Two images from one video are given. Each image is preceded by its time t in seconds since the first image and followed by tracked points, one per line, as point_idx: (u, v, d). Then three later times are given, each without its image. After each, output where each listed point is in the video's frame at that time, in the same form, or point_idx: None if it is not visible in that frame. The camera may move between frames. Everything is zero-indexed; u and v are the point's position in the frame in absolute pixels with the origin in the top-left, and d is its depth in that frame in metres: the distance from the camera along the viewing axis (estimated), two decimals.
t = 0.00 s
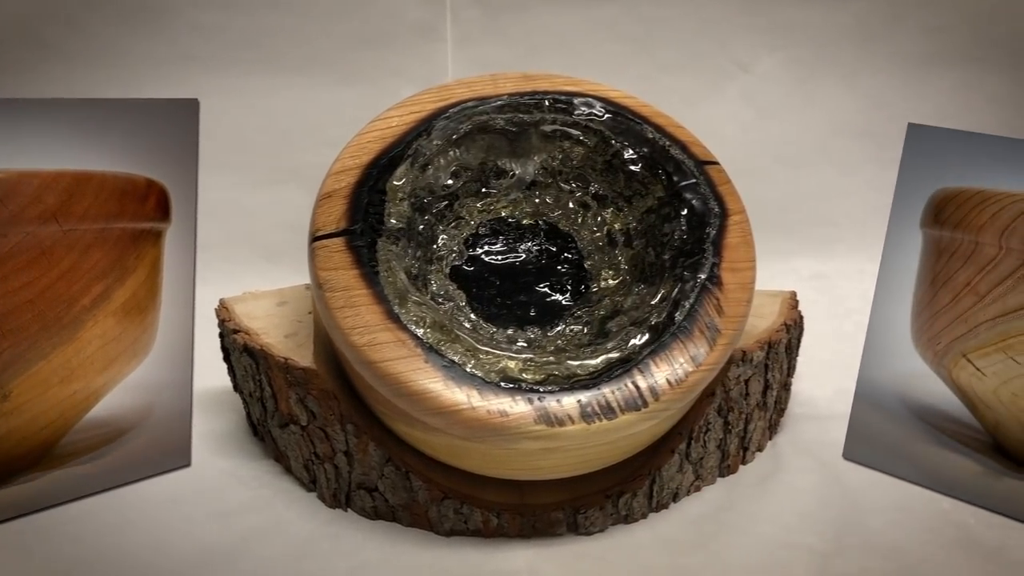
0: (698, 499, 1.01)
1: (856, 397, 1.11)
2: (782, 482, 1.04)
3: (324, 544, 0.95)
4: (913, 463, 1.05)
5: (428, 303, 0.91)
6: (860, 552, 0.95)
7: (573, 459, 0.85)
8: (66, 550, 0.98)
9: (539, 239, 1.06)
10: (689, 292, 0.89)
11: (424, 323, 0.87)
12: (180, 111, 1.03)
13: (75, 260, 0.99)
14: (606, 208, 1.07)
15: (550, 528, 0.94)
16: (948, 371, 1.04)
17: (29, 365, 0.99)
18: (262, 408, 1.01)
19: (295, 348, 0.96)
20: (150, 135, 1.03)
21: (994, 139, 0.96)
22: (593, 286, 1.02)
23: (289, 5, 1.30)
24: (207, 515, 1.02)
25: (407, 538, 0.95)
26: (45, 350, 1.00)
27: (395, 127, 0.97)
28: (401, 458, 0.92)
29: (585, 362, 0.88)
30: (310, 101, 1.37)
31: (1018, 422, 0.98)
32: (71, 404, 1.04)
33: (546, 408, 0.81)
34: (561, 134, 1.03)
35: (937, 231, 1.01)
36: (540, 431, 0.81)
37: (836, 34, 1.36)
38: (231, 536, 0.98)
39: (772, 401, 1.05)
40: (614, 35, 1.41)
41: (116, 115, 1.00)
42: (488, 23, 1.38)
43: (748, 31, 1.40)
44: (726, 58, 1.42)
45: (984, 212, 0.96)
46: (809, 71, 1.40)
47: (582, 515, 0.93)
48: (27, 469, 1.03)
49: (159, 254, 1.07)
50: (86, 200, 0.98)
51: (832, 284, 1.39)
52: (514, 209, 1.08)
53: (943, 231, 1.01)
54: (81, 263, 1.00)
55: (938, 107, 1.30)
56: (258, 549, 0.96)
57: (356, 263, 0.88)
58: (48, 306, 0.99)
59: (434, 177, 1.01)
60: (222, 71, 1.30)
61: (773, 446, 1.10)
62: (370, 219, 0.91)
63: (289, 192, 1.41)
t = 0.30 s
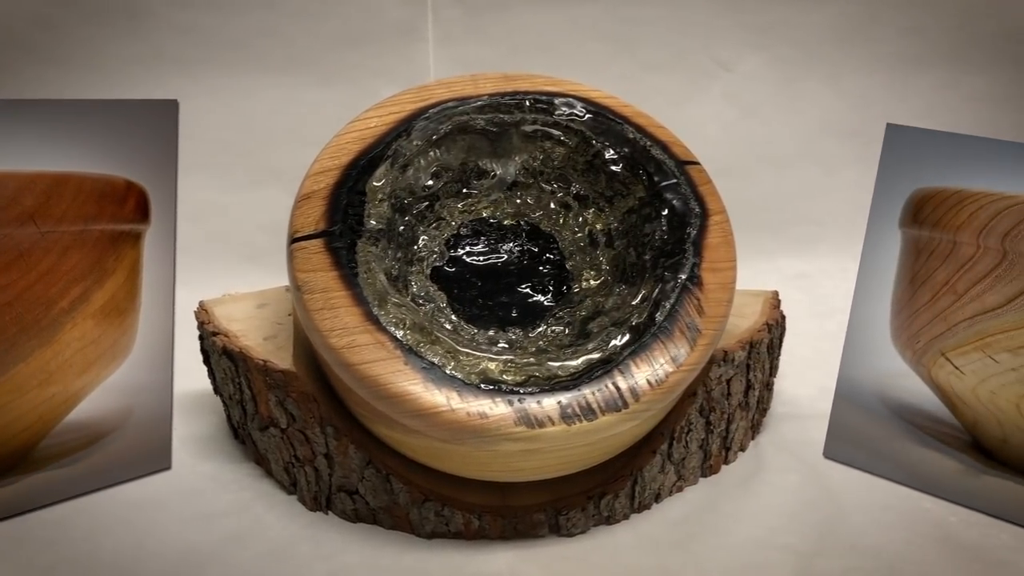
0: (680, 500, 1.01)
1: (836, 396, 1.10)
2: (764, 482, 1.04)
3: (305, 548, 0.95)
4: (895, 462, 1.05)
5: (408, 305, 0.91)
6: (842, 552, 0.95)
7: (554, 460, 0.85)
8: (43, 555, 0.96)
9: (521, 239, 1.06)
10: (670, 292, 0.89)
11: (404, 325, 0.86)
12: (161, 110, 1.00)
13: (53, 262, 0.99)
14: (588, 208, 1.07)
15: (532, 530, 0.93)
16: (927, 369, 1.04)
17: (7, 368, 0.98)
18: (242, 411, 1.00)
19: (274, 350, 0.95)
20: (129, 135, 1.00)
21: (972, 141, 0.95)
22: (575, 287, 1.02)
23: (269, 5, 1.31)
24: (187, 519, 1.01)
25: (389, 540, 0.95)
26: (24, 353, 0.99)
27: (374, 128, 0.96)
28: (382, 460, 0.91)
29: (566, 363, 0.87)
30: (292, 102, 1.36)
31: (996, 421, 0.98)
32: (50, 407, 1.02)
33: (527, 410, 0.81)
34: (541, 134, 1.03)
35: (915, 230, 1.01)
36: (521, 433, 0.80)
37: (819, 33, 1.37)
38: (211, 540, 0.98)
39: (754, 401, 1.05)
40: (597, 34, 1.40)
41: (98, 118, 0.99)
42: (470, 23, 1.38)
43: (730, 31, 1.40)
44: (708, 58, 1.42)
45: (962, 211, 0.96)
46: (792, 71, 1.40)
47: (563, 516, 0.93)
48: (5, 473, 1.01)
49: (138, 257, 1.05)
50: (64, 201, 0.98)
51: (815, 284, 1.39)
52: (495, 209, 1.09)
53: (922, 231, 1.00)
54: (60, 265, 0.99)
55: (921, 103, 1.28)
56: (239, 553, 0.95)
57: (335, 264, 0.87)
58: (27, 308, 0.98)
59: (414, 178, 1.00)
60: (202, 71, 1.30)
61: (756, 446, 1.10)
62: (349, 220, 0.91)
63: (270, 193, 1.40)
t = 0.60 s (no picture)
0: (670, 500, 1.01)
1: (824, 395, 1.11)
2: (754, 482, 1.04)
3: (294, 550, 0.95)
4: (884, 460, 1.05)
5: (396, 306, 0.91)
6: (831, 551, 0.95)
7: (543, 461, 0.85)
8: (30, 559, 0.96)
9: (510, 240, 1.06)
10: (658, 292, 0.89)
11: (392, 326, 0.86)
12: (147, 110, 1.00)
13: (40, 263, 0.98)
14: (577, 208, 1.07)
15: (521, 531, 0.93)
16: (914, 368, 1.04)
17: None
18: (230, 413, 1.00)
19: (262, 351, 0.95)
20: (115, 135, 1.00)
21: (962, 142, 0.96)
22: (564, 287, 1.02)
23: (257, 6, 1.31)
24: (175, 522, 1.01)
25: (378, 542, 0.95)
26: (12, 355, 0.98)
27: (362, 128, 0.96)
28: (370, 462, 0.91)
29: (555, 363, 0.87)
30: (280, 102, 1.36)
31: (983, 420, 0.99)
32: (37, 410, 1.01)
33: (515, 411, 0.81)
34: (530, 134, 1.03)
35: (902, 230, 1.01)
36: (510, 434, 0.80)
37: (807, 33, 1.36)
38: (199, 543, 0.97)
39: (743, 400, 1.05)
40: (585, 34, 1.41)
41: (84, 118, 0.99)
42: (458, 23, 1.38)
43: (718, 31, 1.40)
44: (696, 57, 1.42)
45: (949, 211, 0.97)
46: (779, 71, 1.39)
47: (553, 517, 0.93)
48: None
49: (125, 258, 1.05)
50: (51, 203, 0.97)
51: (804, 283, 1.39)
52: (484, 210, 1.08)
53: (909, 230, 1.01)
54: (47, 266, 0.99)
55: (909, 103, 1.28)
56: (227, 556, 0.95)
57: (323, 265, 0.87)
58: (14, 310, 0.97)
59: (402, 178, 1.00)
60: (191, 71, 1.29)
61: (745, 446, 1.10)
62: (337, 221, 0.90)
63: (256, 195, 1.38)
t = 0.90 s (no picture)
0: (657, 501, 1.01)
1: (809, 394, 1.11)
2: (740, 482, 1.04)
3: (279, 553, 0.94)
4: (869, 460, 1.06)
5: (380, 307, 0.90)
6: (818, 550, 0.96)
7: (528, 462, 0.85)
8: (12, 563, 0.95)
9: (495, 241, 1.06)
10: (643, 292, 0.89)
11: (376, 328, 0.86)
12: (129, 111, 0.98)
13: (21, 266, 0.98)
14: (563, 208, 1.07)
15: (507, 532, 0.93)
16: (898, 368, 1.04)
17: None
18: (215, 415, 1.00)
19: (246, 353, 0.95)
20: (99, 136, 0.99)
21: (944, 142, 0.93)
22: (549, 287, 1.02)
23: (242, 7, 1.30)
24: (160, 525, 1.00)
25: (363, 545, 0.94)
26: None
27: (346, 129, 0.96)
28: (355, 464, 0.91)
29: (539, 364, 0.87)
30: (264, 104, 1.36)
31: (967, 420, 0.99)
32: (20, 412, 1.01)
33: (500, 412, 0.81)
34: (515, 135, 1.02)
35: (885, 230, 1.00)
36: (494, 436, 0.80)
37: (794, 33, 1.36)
38: (183, 546, 0.97)
39: (729, 400, 1.05)
40: (572, 33, 1.40)
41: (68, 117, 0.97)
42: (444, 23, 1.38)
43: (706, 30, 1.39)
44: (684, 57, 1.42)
45: (932, 211, 0.96)
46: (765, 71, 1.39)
47: (539, 518, 0.92)
48: None
49: (109, 261, 1.04)
50: (33, 205, 0.97)
51: (791, 283, 1.39)
52: (469, 210, 1.08)
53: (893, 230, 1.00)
54: (28, 269, 0.98)
55: (895, 103, 1.28)
56: (212, 559, 0.95)
57: (306, 266, 0.87)
58: None
59: (387, 179, 0.99)
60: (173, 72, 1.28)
61: (732, 446, 1.10)
62: (321, 222, 0.90)
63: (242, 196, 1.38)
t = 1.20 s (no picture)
0: (640, 502, 1.01)
1: (791, 393, 1.10)
2: (723, 482, 1.04)
3: (261, 557, 0.94)
4: (851, 459, 1.06)
5: (361, 310, 0.90)
6: (801, 550, 0.96)
7: (510, 464, 0.84)
8: None
9: (478, 242, 1.05)
10: (625, 293, 0.89)
11: (357, 331, 0.85)
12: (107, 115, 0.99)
13: None
14: (545, 209, 1.06)
15: (490, 535, 0.93)
16: (879, 367, 1.04)
17: None
18: (196, 419, 0.99)
19: (227, 356, 0.94)
20: (76, 137, 0.99)
21: (924, 143, 0.93)
22: (532, 288, 1.01)
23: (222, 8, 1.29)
24: (140, 530, 0.99)
25: (345, 548, 0.94)
26: None
27: (326, 130, 0.95)
28: (337, 467, 0.90)
29: (521, 366, 0.86)
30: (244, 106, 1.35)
31: (947, 419, 0.99)
32: None
33: (481, 414, 0.80)
34: (497, 136, 1.02)
35: (865, 229, 1.00)
36: (476, 438, 0.80)
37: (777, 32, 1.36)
38: (164, 551, 0.96)
39: (713, 400, 1.05)
40: (554, 33, 1.40)
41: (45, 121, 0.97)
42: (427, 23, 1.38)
43: (689, 30, 1.39)
44: (667, 57, 1.41)
45: (911, 211, 0.96)
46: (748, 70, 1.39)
47: (522, 521, 0.92)
48: None
49: (88, 264, 1.03)
50: (10, 207, 0.96)
51: (775, 281, 1.39)
52: (451, 211, 1.07)
53: (873, 230, 0.99)
54: (5, 272, 0.96)
55: (876, 102, 1.28)
56: (193, 564, 0.94)
57: (286, 269, 0.86)
58: None
59: (368, 180, 0.99)
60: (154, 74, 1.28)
61: (716, 446, 1.10)
62: (301, 224, 0.90)
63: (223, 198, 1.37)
